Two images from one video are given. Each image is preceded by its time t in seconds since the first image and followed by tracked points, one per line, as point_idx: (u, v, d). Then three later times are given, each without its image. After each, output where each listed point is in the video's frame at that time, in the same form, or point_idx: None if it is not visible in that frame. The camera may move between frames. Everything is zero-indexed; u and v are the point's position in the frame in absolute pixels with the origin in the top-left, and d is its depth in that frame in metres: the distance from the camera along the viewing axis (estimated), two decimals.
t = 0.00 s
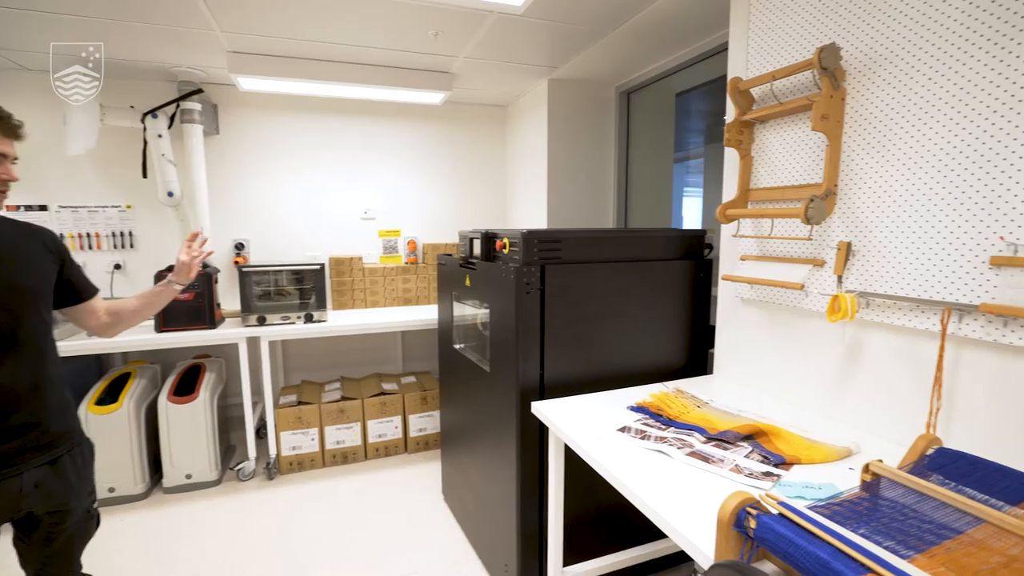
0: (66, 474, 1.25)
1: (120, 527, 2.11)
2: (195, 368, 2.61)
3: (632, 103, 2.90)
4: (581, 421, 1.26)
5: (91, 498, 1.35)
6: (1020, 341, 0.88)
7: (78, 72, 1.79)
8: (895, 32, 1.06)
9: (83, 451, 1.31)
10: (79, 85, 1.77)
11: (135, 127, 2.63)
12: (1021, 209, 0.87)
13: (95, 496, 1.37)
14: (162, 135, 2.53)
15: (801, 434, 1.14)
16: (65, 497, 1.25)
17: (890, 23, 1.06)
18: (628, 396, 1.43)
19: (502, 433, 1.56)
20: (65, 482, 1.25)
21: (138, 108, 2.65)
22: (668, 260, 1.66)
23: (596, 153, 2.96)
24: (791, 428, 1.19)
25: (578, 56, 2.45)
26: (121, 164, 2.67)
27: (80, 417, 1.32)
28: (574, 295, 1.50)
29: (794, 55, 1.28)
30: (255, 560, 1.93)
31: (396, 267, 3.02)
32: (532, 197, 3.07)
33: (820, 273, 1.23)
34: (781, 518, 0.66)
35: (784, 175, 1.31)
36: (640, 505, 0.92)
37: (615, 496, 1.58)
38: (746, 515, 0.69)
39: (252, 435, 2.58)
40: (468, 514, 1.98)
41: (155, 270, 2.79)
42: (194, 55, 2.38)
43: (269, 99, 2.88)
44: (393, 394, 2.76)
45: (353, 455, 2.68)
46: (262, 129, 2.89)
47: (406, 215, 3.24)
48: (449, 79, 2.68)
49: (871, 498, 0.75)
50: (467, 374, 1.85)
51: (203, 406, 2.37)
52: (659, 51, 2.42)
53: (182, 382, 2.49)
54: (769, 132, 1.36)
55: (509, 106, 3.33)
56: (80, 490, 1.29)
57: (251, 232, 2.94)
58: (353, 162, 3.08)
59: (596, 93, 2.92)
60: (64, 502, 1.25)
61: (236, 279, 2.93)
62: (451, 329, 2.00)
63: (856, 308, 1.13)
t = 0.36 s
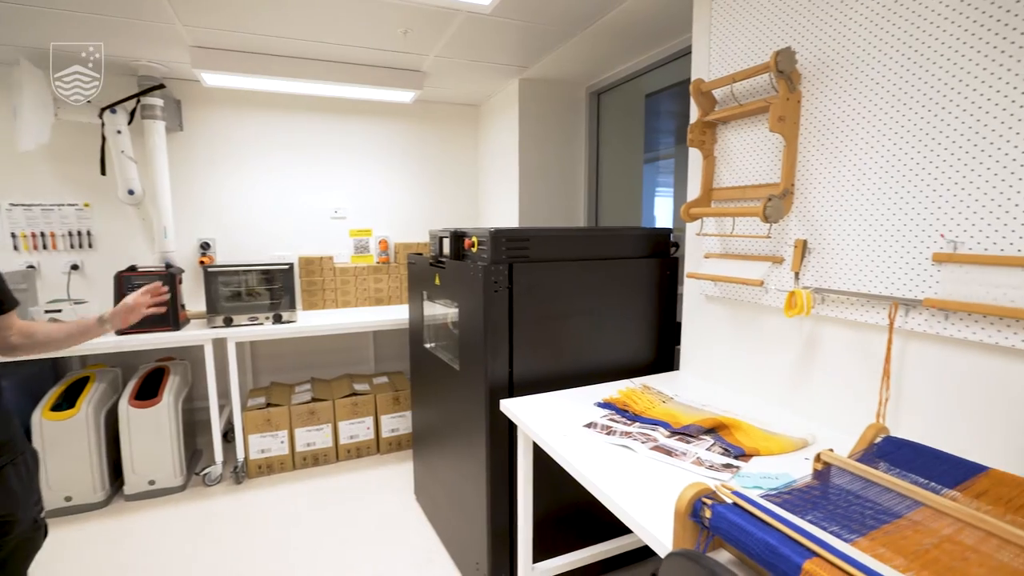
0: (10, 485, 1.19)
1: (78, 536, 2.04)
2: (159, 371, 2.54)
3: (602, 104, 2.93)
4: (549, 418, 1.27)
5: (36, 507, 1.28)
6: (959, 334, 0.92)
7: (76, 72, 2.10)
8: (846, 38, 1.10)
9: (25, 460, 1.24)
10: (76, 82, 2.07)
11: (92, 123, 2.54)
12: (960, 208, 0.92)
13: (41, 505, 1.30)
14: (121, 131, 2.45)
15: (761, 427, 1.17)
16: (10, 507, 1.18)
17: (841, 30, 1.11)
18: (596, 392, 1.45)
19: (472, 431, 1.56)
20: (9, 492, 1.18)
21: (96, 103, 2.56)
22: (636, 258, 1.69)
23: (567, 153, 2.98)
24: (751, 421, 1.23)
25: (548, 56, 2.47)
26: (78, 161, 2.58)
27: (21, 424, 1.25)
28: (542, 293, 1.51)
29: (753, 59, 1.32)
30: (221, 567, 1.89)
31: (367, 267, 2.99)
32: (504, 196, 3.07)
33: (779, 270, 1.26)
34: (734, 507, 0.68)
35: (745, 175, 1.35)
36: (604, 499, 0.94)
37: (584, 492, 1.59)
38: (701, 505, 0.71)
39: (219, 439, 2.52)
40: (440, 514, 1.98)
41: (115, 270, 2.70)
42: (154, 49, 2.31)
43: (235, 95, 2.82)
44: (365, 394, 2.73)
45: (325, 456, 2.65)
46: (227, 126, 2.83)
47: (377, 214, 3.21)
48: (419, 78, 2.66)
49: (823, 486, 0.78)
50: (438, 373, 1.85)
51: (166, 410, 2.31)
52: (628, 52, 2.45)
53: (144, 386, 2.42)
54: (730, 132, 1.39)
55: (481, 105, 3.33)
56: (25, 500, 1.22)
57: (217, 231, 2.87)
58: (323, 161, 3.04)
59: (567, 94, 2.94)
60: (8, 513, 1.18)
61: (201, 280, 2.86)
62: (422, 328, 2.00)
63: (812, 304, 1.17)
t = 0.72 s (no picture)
0: None
1: (46, 544, 1.99)
2: (130, 374, 2.48)
3: (580, 103, 2.95)
4: (524, 415, 1.28)
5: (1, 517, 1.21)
6: (917, 327, 0.95)
7: (78, 69, 1.76)
8: (810, 41, 1.13)
9: None
10: (78, 82, 1.76)
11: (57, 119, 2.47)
12: (918, 206, 0.95)
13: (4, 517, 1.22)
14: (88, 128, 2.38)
15: (731, 420, 1.19)
16: None
17: (805, 31, 1.14)
18: (572, 389, 1.46)
19: (450, 429, 1.56)
20: None
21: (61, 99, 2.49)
22: (611, 256, 1.71)
23: (545, 152, 3.00)
24: (722, 415, 1.25)
25: (525, 55, 2.48)
26: (43, 158, 2.51)
27: None
28: (518, 291, 1.52)
29: (723, 59, 1.35)
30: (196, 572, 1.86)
31: (345, 266, 2.96)
32: (483, 195, 3.08)
33: (748, 267, 1.29)
34: (700, 498, 0.70)
35: (715, 174, 1.38)
36: (576, 493, 0.95)
37: (561, 489, 1.61)
38: (669, 497, 0.72)
39: (194, 441, 2.47)
40: (419, 513, 1.98)
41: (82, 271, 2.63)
42: (123, 44, 2.25)
43: (207, 92, 2.77)
44: (343, 395, 2.71)
45: (302, 458, 2.62)
46: (200, 123, 2.77)
47: (355, 213, 3.18)
48: (396, 76, 2.65)
49: (787, 476, 0.80)
50: (415, 372, 1.84)
51: (138, 413, 2.26)
52: (604, 53, 2.48)
53: (115, 388, 2.36)
54: (702, 131, 1.42)
55: (459, 104, 3.33)
56: None
57: (190, 230, 2.82)
58: (299, 159, 3.00)
59: (544, 93, 2.95)
60: None
61: (174, 280, 2.80)
62: (399, 327, 1.99)
63: (780, 300, 1.20)
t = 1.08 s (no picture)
0: None
1: (31, 546, 1.97)
2: (115, 374, 2.46)
3: (567, 101, 2.97)
4: (512, 410, 1.30)
5: None
6: (892, 320, 0.98)
7: None
8: (790, 42, 1.15)
9: None
10: None
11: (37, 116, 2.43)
12: (893, 203, 0.98)
13: None
14: (70, 125, 2.34)
15: (714, 413, 1.22)
16: None
17: (785, 32, 1.16)
18: (559, 385, 1.48)
19: (439, 425, 1.58)
20: None
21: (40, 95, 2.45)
22: (598, 253, 1.73)
23: (533, 149, 3.01)
24: (706, 408, 1.28)
25: (512, 54, 2.49)
26: (24, 155, 2.47)
27: None
28: (506, 287, 1.53)
29: (706, 58, 1.37)
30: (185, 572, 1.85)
31: (333, 264, 2.96)
32: (471, 192, 3.08)
33: (732, 263, 1.32)
34: (682, 486, 0.72)
35: (699, 171, 1.40)
36: (563, 485, 0.97)
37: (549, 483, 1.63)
38: (652, 486, 0.75)
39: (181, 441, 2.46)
40: (409, 509, 1.99)
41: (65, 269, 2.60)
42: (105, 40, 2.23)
43: (192, 89, 2.74)
44: (332, 393, 2.71)
45: (291, 456, 2.61)
46: (184, 121, 2.75)
47: (343, 211, 3.17)
48: (384, 73, 2.65)
49: (767, 465, 0.83)
50: (404, 369, 1.85)
51: (124, 413, 2.24)
52: (590, 51, 2.50)
53: (100, 388, 2.34)
54: (686, 130, 1.44)
55: (447, 102, 3.33)
56: None
57: (176, 229, 2.79)
58: (285, 156, 2.99)
59: (532, 91, 2.97)
60: None
61: (159, 278, 2.77)
62: (388, 325, 1.99)
63: (761, 295, 1.23)
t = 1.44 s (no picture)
0: None
1: (34, 544, 1.98)
2: (115, 372, 2.47)
3: (563, 100, 2.99)
4: (514, 405, 1.33)
5: None
6: (883, 314, 1.02)
7: None
8: (784, 44, 1.18)
9: None
10: None
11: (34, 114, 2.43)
12: (885, 201, 1.01)
13: None
14: (67, 123, 2.34)
15: (712, 406, 1.25)
16: None
17: (779, 33, 1.19)
18: (559, 380, 1.51)
19: (440, 421, 1.60)
20: None
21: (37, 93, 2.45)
22: (596, 250, 1.75)
23: (530, 147, 3.03)
24: (704, 401, 1.31)
25: (509, 53, 2.51)
26: (21, 154, 2.47)
27: None
28: (506, 284, 1.56)
29: (702, 59, 1.40)
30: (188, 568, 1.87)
31: (331, 262, 2.97)
32: (469, 190, 3.10)
33: (728, 260, 1.35)
34: (683, 475, 0.75)
35: (696, 170, 1.43)
36: (566, 476, 0.99)
37: (550, 477, 1.65)
38: (654, 475, 0.77)
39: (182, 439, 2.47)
40: (410, 504, 2.01)
41: (63, 268, 2.60)
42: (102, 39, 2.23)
43: (190, 87, 2.75)
44: (332, 390, 2.72)
45: (292, 453, 2.63)
46: (182, 120, 2.75)
47: (341, 209, 3.18)
48: (382, 72, 2.66)
49: (764, 454, 0.86)
50: (405, 366, 1.87)
51: (124, 411, 2.25)
52: (587, 50, 2.52)
53: (101, 386, 2.35)
54: (682, 129, 1.47)
55: (444, 100, 3.34)
56: None
57: (174, 227, 2.80)
58: (283, 154, 2.99)
59: (528, 89, 2.99)
60: None
61: (158, 277, 2.78)
62: (388, 322, 2.01)
63: (757, 291, 1.26)
